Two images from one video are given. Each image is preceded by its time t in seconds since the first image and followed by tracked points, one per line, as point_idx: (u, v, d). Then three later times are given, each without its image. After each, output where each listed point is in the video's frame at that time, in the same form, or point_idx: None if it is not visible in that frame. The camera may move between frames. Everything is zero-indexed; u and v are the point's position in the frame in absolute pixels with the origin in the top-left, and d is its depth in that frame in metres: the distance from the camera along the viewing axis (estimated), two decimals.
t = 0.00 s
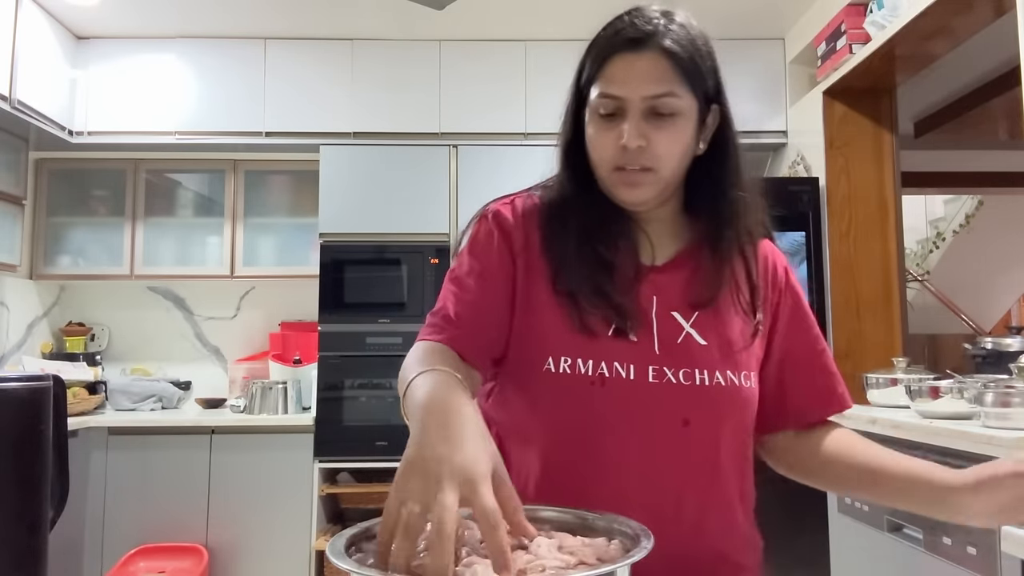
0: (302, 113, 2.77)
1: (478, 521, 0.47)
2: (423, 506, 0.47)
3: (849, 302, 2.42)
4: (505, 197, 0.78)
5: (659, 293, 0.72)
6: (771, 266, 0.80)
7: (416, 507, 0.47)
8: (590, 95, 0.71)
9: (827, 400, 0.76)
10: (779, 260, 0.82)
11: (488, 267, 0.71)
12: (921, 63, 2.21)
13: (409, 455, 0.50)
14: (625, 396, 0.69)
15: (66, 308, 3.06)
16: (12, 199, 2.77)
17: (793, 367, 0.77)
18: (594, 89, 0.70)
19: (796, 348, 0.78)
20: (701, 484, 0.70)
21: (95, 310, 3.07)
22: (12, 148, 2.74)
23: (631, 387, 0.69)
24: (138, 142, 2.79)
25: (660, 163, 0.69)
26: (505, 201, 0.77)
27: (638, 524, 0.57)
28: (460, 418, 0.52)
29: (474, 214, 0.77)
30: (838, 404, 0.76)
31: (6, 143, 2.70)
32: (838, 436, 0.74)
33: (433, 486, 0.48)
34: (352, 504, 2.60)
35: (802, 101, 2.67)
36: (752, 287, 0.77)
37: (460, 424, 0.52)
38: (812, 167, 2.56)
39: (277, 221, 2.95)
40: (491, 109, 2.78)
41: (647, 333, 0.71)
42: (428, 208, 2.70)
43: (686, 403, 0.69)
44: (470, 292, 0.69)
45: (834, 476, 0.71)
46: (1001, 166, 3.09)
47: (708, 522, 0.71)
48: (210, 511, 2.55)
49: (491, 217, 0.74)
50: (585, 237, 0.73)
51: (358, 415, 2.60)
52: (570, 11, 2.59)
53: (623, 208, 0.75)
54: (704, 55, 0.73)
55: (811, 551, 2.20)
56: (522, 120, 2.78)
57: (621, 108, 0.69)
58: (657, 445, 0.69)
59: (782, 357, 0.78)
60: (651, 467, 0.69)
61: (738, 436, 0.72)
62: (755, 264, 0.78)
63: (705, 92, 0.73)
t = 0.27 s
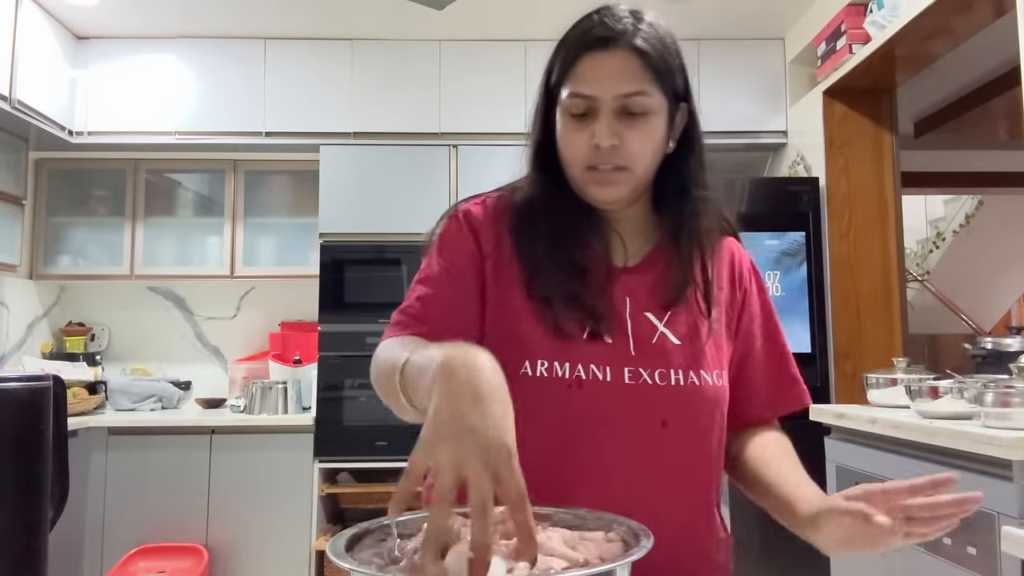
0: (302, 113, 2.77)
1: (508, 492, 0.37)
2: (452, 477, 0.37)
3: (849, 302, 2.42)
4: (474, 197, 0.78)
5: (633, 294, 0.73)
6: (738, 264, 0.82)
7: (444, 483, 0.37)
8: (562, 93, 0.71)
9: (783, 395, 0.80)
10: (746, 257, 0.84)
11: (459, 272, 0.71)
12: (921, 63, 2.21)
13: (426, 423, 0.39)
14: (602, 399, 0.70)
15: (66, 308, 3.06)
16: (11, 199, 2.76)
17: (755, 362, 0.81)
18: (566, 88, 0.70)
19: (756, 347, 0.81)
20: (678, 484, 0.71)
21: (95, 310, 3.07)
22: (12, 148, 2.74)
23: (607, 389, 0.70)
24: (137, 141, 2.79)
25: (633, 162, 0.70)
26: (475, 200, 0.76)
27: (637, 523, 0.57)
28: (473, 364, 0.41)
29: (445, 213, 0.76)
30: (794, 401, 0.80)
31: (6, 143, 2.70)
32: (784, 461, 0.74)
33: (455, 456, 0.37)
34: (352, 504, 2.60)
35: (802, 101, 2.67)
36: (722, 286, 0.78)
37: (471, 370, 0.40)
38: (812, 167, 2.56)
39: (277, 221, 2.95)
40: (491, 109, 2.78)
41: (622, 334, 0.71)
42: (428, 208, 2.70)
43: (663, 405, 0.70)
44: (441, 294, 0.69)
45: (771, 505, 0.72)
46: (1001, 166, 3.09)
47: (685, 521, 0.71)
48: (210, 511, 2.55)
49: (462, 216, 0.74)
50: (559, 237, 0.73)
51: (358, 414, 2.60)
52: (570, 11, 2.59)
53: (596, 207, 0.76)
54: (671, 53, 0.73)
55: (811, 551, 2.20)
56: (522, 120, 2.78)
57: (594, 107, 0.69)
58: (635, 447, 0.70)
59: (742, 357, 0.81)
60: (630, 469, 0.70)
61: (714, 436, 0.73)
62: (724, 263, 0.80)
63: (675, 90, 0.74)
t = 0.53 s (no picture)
0: (302, 112, 2.77)
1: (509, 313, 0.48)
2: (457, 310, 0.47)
3: (849, 302, 2.42)
4: (457, 196, 0.84)
5: (611, 292, 0.76)
6: (718, 262, 0.84)
7: (456, 310, 0.47)
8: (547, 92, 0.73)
9: (762, 393, 0.81)
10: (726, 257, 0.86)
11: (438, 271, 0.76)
12: (921, 63, 2.21)
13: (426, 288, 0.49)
14: (579, 396, 0.73)
15: (66, 308, 3.06)
16: (12, 199, 2.77)
17: (734, 359, 0.82)
18: (552, 86, 0.72)
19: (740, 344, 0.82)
20: (659, 479, 0.73)
21: (95, 311, 3.07)
22: (12, 148, 2.74)
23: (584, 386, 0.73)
24: (137, 141, 2.79)
25: (620, 160, 0.71)
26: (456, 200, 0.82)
27: (637, 523, 0.57)
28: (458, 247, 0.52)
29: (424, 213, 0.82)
30: (771, 405, 0.81)
31: (6, 143, 2.70)
32: (765, 500, 0.74)
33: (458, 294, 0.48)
34: (351, 504, 2.60)
35: (802, 101, 2.67)
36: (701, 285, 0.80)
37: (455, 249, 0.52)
38: (812, 167, 2.55)
39: (277, 221, 2.95)
40: (491, 109, 2.78)
41: (601, 331, 0.75)
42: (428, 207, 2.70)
43: (642, 402, 0.73)
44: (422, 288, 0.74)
45: (748, 544, 0.73)
46: (1001, 166, 3.09)
47: (665, 515, 0.73)
48: (210, 511, 2.55)
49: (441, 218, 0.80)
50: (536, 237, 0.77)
51: (358, 414, 2.59)
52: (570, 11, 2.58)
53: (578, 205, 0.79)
54: (658, 53, 0.75)
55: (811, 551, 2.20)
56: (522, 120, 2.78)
57: (581, 105, 0.71)
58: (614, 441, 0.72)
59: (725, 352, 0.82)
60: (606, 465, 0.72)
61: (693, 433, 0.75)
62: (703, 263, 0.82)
63: (659, 90, 0.76)
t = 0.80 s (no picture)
0: (302, 112, 2.77)
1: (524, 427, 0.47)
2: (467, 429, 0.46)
3: (849, 302, 2.42)
4: (443, 205, 0.81)
5: (603, 297, 0.76)
6: (711, 256, 0.84)
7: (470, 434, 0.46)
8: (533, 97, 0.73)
9: (758, 384, 0.82)
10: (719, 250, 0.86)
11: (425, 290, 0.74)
12: (921, 63, 2.21)
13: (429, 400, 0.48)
14: (573, 403, 0.74)
15: (66, 308, 3.06)
16: (11, 199, 2.76)
17: (733, 350, 0.83)
18: (537, 91, 0.72)
19: (732, 338, 0.83)
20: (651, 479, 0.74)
21: (95, 311, 3.07)
22: (12, 148, 2.74)
23: (578, 395, 0.74)
24: (137, 141, 2.79)
25: (608, 164, 0.72)
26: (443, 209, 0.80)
27: (637, 522, 0.57)
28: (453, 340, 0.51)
29: (409, 225, 0.79)
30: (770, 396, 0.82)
31: (6, 143, 2.70)
32: (770, 502, 0.74)
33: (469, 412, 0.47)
34: (351, 504, 2.59)
35: (802, 101, 2.67)
36: (693, 285, 0.80)
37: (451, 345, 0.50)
38: (812, 167, 2.56)
39: (277, 221, 2.95)
40: (491, 109, 2.78)
41: (592, 338, 0.75)
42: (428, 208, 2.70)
43: (635, 406, 0.74)
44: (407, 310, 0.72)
45: (754, 546, 0.73)
46: (1001, 166, 3.09)
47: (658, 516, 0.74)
48: (210, 511, 2.55)
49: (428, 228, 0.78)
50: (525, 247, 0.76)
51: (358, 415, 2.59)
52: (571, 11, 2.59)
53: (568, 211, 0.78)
54: (642, 56, 0.75)
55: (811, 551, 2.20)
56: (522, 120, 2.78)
57: (568, 109, 0.71)
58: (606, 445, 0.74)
59: (720, 348, 0.83)
60: (601, 472, 0.73)
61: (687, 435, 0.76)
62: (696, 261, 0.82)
63: (646, 93, 0.75)
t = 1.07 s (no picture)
0: (302, 112, 2.77)
1: None
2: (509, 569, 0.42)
3: (849, 302, 2.42)
4: (434, 208, 0.78)
5: (595, 301, 0.76)
6: (698, 255, 0.85)
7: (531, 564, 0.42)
8: (517, 105, 0.72)
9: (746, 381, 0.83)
10: (702, 246, 0.87)
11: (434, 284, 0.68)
12: (921, 63, 2.21)
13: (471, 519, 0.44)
14: (568, 408, 0.73)
15: (66, 308, 3.06)
16: (11, 199, 2.76)
17: (722, 349, 0.83)
18: (521, 98, 0.71)
19: (721, 333, 0.83)
20: (644, 477, 0.75)
21: (95, 311, 3.07)
22: (12, 148, 2.74)
23: (573, 401, 0.73)
24: (137, 141, 2.79)
25: (604, 163, 0.71)
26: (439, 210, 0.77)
27: (637, 522, 0.57)
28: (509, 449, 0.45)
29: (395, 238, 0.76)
30: (750, 399, 0.82)
31: (6, 143, 2.70)
32: (766, 504, 0.75)
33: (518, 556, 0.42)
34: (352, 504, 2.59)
35: (802, 101, 2.67)
36: (681, 283, 0.81)
37: (510, 460, 0.45)
38: (812, 167, 2.56)
39: (277, 221, 2.95)
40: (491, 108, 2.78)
41: (586, 343, 0.74)
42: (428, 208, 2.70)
43: (628, 408, 0.74)
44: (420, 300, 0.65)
45: (752, 548, 0.74)
46: (1001, 166, 3.09)
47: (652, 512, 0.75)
48: (210, 511, 2.55)
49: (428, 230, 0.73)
50: (520, 256, 0.74)
51: (358, 415, 2.58)
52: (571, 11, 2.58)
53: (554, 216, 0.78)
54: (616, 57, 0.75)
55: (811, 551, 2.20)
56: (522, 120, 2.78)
57: (555, 113, 0.70)
58: (601, 447, 0.74)
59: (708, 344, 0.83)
60: (599, 471, 0.74)
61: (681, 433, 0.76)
62: (682, 259, 0.82)
63: (623, 89, 0.76)
